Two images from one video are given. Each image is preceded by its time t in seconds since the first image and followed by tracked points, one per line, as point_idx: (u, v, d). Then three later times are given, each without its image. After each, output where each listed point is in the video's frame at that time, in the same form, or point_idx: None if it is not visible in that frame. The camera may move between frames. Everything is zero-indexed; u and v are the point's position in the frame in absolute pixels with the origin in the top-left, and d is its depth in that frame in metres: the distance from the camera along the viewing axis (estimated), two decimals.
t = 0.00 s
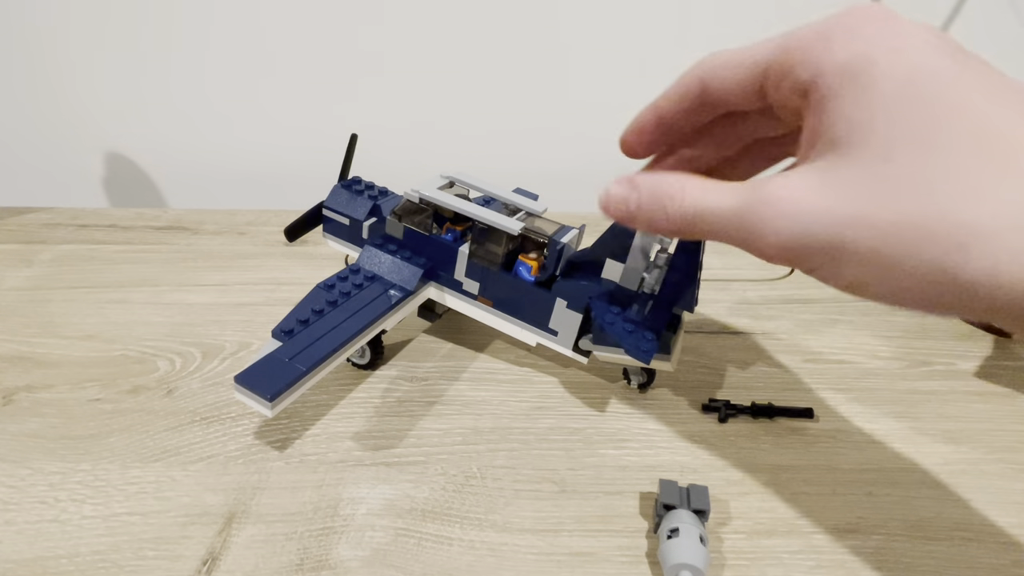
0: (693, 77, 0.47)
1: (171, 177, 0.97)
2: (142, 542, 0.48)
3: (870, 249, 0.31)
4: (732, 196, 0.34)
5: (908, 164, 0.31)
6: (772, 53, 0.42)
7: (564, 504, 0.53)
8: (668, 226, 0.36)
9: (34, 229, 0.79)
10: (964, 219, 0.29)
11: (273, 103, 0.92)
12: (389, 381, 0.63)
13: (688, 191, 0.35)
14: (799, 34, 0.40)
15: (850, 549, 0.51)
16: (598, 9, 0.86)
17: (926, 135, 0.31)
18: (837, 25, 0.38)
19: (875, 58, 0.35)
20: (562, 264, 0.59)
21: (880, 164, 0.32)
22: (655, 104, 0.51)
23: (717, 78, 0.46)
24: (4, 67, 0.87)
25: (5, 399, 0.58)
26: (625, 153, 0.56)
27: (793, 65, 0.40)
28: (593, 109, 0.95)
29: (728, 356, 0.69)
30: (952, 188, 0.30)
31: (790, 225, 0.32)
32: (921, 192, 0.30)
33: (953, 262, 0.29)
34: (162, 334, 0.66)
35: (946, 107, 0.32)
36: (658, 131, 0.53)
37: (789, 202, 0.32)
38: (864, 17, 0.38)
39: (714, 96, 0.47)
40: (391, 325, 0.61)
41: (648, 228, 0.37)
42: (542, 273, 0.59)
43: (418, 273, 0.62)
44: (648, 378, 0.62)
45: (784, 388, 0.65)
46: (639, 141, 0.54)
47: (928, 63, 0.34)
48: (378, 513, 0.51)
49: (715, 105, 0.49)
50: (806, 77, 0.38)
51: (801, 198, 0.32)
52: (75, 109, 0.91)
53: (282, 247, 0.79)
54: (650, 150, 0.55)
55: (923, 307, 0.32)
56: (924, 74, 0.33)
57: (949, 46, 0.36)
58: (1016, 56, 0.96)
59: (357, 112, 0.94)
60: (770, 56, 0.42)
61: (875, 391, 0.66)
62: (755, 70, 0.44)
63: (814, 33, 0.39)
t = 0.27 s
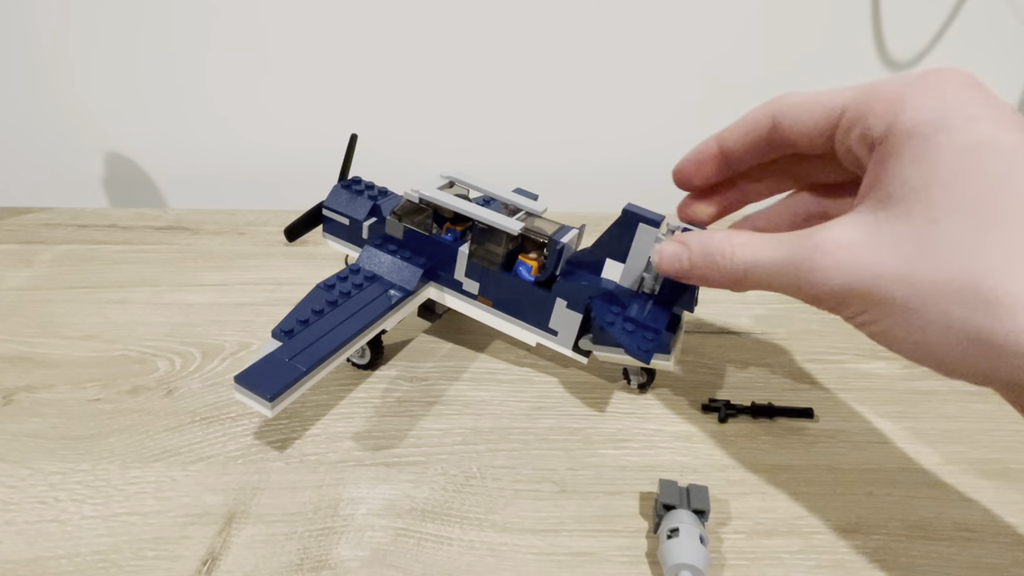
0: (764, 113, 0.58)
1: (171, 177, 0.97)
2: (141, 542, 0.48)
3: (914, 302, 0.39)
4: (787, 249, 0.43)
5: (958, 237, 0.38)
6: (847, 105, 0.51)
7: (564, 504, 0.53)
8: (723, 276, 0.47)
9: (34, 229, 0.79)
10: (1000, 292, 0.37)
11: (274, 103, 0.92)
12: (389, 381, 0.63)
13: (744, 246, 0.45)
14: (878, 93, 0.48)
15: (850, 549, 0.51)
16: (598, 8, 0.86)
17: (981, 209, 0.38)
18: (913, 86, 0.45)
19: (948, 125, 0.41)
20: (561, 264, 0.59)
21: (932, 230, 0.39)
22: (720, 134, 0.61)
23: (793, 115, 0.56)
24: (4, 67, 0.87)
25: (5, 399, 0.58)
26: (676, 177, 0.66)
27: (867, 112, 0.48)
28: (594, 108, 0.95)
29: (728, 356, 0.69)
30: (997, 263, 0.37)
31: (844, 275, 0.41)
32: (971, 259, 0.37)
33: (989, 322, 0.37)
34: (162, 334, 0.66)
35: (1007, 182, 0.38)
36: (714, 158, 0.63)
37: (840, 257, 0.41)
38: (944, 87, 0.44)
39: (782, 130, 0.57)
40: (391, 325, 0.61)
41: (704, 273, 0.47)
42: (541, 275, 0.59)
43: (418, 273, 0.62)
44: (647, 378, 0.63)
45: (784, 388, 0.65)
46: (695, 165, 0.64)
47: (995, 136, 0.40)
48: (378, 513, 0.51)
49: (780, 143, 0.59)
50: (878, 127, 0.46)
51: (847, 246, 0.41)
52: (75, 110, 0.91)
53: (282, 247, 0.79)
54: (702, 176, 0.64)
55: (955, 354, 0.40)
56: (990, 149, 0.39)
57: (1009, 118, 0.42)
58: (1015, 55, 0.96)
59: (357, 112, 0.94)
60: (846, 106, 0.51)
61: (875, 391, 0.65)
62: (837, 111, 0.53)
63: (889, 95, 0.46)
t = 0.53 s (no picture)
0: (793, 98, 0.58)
1: (172, 177, 0.97)
2: (141, 542, 0.48)
3: (926, 310, 0.40)
4: (807, 252, 0.43)
5: (973, 249, 0.39)
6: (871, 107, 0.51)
7: (564, 504, 0.53)
8: (736, 274, 0.47)
9: (34, 229, 0.79)
10: (1003, 303, 0.38)
11: (274, 103, 0.92)
12: (389, 381, 0.63)
13: (763, 245, 0.45)
14: (900, 102, 0.49)
15: (851, 549, 0.51)
16: (597, 7, 0.86)
17: (995, 225, 0.39)
18: (932, 100, 0.47)
19: (965, 139, 0.42)
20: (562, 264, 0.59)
21: (948, 242, 0.40)
22: (743, 114, 0.61)
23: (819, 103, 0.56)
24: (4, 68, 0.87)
25: (5, 399, 0.58)
26: (693, 157, 0.65)
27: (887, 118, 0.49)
28: (594, 108, 0.95)
29: (728, 356, 0.69)
30: (1008, 277, 0.38)
31: (861, 282, 0.42)
32: (981, 270, 0.39)
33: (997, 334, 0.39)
34: (162, 334, 0.66)
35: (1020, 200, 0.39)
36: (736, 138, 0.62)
37: (859, 263, 0.41)
38: (962, 101, 0.46)
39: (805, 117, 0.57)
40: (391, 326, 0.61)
41: (720, 271, 0.47)
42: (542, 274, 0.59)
43: (418, 273, 0.62)
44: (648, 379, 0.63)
45: (784, 389, 0.65)
46: (714, 148, 0.63)
47: (1008, 154, 0.41)
48: (378, 513, 0.51)
49: (799, 132, 0.60)
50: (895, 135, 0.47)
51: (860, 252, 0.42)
52: (75, 110, 0.91)
53: (282, 247, 0.79)
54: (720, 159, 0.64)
55: (959, 365, 0.41)
56: (1005, 166, 0.41)
57: (1019, 137, 0.44)
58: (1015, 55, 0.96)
59: (357, 111, 0.94)
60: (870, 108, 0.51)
61: (876, 391, 0.65)
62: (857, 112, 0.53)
63: (911, 104, 0.47)
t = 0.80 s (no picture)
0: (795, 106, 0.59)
1: (171, 177, 0.97)
2: (141, 542, 0.48)
3: (917, 321, 0.40)
4: (795, 257, 0.43)
5: (963, 259, 0.39)
6: (872, 111, 0.51)
7: (564, 504, 0.53)
8: (725, 280, 0.46)
9: (34, 229, 0.79)
10: (994, 314, 0.39)
11: (274, 102, 0.92)
12: (389, 381, 0.63)
13: (752, 250, 0.44)
14: (898, 107, 0.49)
15: (851, 549, 0.51)
16: (598, 7, 0.86)
17: (986, 234, 0.39)
18: (929, 105, 0.46)
19: (959, 147, 0.42)
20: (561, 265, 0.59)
21: (938, 251, 0.40)
22: (747, 125, 0.62)
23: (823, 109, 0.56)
24: (4, 68, 0.87)
25: (5, 400, 0.58)
26: (701, 172, 0.64)
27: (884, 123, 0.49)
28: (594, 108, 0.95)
29: (728, 356, 0.69)
30: (996, 287, 0.39)
31: (850, 288, 0.41)
32: (971, 282, 0.39)
33: (985, 343, 0.39)
34: (162, 334, 0.66)
35: (1012, 210, 0.40)
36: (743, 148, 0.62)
37: (848, 270, 0.41)
38: (957, 107, 0.45)
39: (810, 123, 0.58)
40: (391, 325, 0.61)
41: (707, 276, 0.47)
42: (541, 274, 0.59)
43: (418, 273, 0.62)
44: (647, 378, 0.63)
45: (784, 388, 0.65)
46: (724, 160, 0.63)
47: (1002, 162, 0.41)
48: (379, 513, 0.51)
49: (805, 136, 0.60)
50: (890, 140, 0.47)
51: (852, 262, 0.41)
52: (75, 110, 0.91)
53: (282, 247, 0.79)
54: (731, 170, 0.63)
55: (944, 371, 0.41)
56: (997, 175, 0.41)
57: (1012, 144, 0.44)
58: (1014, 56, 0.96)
59: (357, 111, 0.94)
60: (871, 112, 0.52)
61: (875, 391, 0.65)
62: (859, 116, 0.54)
63: (908, 110, 0.47)
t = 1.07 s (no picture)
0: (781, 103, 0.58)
1: (172, 177, 0.97)
2: (141, 542, 0.48)
3: (908, 325, 0.40)
4: (788, 261, 0.44)
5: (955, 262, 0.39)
6: (859, 112, 0.51)
7: (564, 504, 0.53)
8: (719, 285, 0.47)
9: (34, 229, 0.79)
10: (985, 318, 0.38)
11: (274, 102, 0.92)
12: (389, 381, 0.63)
13: (746, 254, 0.46)
14: (888, 108, 0.48)
15: (851, 549, 0.51)
16: (598, 7, 0.86)
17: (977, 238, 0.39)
18: (922, 107, 0.46)
19: (950, 149, 0.42)
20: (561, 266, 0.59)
21: (930, 255, 0.40)
22: (733, 120, 0.61)
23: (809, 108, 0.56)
24: (4, 68, 0.87)
25: (5, 400, 0.58)
26: (684, 161, 0.65)
27: (875, 126, 0.48)
28: (593, 108, 0.95)
29: (728, 356, 0.69)
30: (990, 291, 0.38)
31: (841, 293, 0.42)
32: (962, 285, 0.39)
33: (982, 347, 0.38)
34: (162, 334, 0.66)
35: (1004, 212, 0.39)
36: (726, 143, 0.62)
37: (839, 275, 0.42)
38: (951, 109, 0.45)
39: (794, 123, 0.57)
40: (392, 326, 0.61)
41: (706, 279, 0.48)
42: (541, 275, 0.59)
43: (418, 273, 0.62)
44: (647, 379, 0.63)
45: (784, 389, 0.65)
46: (706, 151, 0.63)
47: (995, 164, 0.41)
48: (378, 513, 0.51)
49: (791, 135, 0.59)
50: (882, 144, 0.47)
51: (841, 266, 0.42)
52: (75, 109, 0.91)
53: (282, 247, 0.79)
54: (713, 160, 0.63)
55: (940, 378, 0.41)
56: (988, 177, 0.40)
57: (1008, 145, 0.43)
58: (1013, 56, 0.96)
59: (358, 112, 0.94)
60: (859, 112, 0.51)
61: (875, 391, 0.65)
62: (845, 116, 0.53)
63: (900, 111, 0.47)
